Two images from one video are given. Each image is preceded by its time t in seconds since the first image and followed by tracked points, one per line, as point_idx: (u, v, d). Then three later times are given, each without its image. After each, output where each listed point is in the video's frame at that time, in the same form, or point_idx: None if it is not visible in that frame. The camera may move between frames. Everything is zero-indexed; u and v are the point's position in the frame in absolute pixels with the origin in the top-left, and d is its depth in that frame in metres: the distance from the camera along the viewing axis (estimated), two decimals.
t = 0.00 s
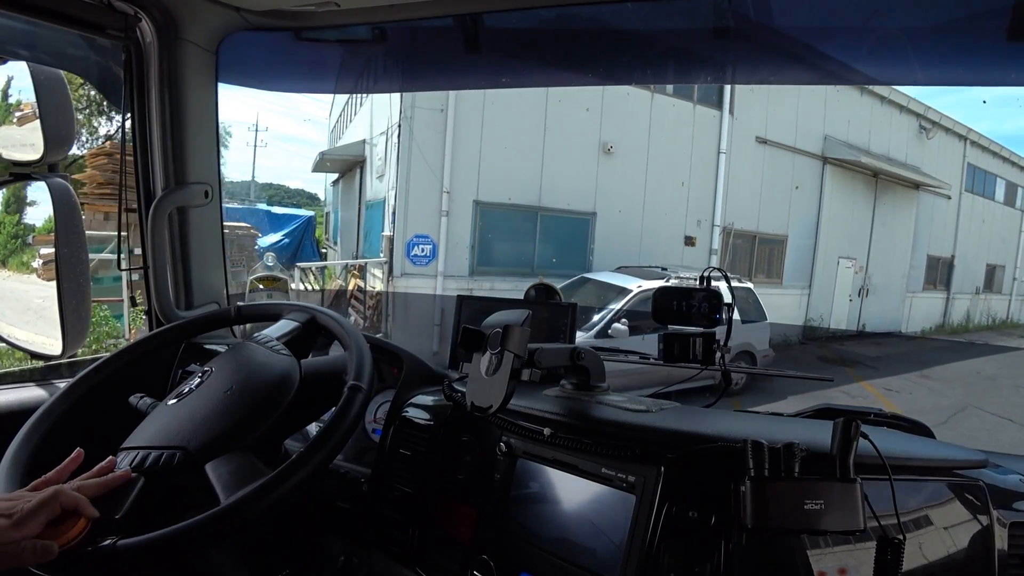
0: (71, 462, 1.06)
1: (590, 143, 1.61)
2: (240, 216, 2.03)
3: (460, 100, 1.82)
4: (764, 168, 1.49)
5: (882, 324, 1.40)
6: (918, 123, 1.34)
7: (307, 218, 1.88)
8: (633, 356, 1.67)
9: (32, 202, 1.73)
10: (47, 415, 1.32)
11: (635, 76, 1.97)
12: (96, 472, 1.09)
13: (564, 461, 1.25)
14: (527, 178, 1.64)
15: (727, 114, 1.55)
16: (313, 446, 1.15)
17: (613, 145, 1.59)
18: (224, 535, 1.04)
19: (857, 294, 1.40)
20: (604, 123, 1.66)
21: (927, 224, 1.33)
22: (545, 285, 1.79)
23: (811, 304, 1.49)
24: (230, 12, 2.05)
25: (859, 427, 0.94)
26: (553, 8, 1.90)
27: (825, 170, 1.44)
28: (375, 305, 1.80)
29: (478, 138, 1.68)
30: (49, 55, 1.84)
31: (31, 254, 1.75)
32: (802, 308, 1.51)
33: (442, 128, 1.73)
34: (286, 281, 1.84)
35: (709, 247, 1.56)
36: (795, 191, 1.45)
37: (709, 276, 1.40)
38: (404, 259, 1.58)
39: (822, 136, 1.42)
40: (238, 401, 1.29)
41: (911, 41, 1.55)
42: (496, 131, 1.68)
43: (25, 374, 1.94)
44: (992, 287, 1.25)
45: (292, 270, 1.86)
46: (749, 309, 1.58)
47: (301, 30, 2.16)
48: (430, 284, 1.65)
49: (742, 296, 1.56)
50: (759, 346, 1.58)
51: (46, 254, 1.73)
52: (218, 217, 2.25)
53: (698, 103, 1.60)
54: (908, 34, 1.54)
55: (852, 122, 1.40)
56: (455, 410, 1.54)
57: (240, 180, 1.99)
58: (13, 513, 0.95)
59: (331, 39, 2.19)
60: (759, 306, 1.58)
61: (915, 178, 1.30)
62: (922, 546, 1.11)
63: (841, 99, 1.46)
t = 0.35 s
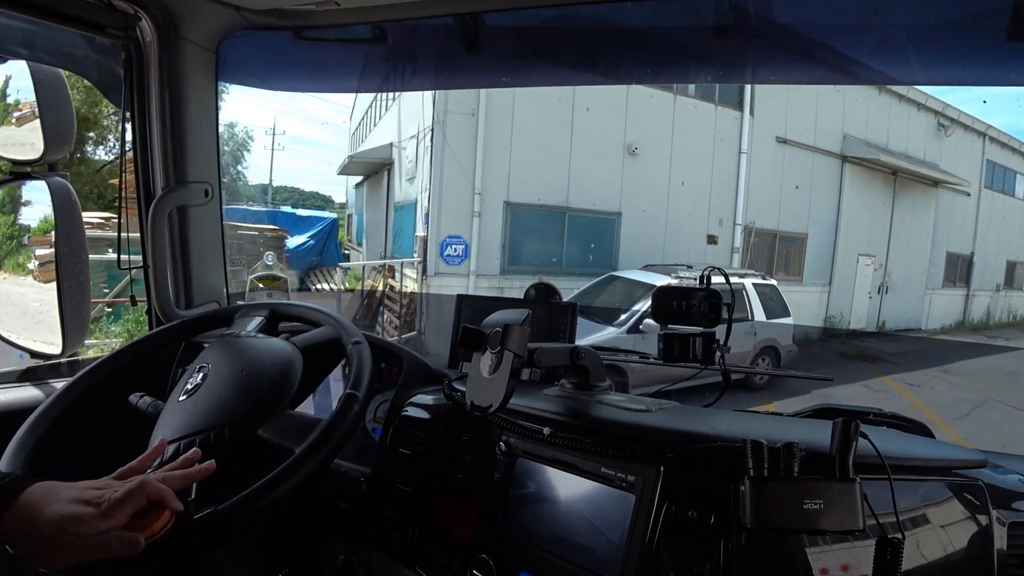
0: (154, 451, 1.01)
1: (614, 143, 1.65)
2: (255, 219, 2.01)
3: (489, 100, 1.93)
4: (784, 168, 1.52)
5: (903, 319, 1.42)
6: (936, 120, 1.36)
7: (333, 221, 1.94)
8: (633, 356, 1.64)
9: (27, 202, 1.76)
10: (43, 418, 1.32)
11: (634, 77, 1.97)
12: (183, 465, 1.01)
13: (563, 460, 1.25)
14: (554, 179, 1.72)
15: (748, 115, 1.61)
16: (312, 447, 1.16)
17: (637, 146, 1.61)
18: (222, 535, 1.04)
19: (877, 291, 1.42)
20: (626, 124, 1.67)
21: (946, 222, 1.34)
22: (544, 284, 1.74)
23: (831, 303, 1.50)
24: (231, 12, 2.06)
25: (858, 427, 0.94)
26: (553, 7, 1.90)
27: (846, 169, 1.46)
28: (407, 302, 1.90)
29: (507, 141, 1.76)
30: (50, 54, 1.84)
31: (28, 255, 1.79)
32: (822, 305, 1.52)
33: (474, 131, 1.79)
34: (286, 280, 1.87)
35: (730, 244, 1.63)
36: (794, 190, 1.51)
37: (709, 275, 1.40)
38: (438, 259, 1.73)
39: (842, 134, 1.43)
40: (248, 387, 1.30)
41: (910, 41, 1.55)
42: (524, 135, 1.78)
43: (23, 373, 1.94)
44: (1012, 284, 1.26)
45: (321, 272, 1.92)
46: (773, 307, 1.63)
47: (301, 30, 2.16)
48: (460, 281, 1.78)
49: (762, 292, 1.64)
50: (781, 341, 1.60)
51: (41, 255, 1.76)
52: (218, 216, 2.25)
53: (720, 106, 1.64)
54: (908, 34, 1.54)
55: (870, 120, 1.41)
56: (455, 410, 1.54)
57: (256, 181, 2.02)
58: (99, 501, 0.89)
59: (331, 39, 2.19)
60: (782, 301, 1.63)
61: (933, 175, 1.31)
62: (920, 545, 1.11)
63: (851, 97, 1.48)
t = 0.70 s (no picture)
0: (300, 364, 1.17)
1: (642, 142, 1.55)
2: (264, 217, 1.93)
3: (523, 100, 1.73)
4: (809, 170, 1.47)
5: (924, 321, 1.41)
6: (958, 122, 1.34)
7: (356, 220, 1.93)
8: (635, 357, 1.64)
9: (23, 203, 1.76)
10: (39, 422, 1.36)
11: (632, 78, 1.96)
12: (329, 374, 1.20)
13: (564, 461, 1.25)
14: (585, 178, 1.60)
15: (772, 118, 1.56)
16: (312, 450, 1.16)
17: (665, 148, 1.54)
18: (221, 538, 1.03)
19: (899, 292, 1.39)
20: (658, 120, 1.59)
21: (968, 223, 1.34)
22: (543, 286, 1.60)
23: (852, 303, 1.48)
24: (231, 14, 2.06)
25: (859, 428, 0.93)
26: (555, 8, 1.90)
27: (867, 170, 1.47)
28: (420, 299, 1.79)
29: (537, 137, 1.62)
30: (50, 56, 1.85)
31: (24, 257, 1.78)
32: (844, 306, 1.49)
33: (508, 132, 1.64)
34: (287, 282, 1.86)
35: (754, 245, 1.56)
36: (794, 191, 1.49)
37: (710, 276, 1.39)
38: (471, 259, 1.54)
39: (864, 137, 1.43)
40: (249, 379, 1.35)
41: (910, 41, 1.55)
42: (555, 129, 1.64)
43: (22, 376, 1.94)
44: None
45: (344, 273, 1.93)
46: (798, 308, 1.56)
47: (302, 32, 2.16)
48: (495, 282, 1.60)
49: (786, 289, 1.57)
50: (807, 339, 1.53)
51: (39, 256, 1.76)
52: (218, 219, 2.24)
53: (743, 107, 1.58)
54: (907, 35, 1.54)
55: (892, 121, 1.42)
56: (456, 411, 1.54)
57: (278, 181, 1.94)
58: (289, 396, 1.06)
59: (332, 41, 2.19)
60: (808, 301, 1.55)
61: (954, 176, 1.32)
62: (922, 546, 1.11)
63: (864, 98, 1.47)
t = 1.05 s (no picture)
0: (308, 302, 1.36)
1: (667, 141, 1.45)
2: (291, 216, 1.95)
3: (558, 100, 1.71)
4: (833, 179, 1.42)
5: (944, 324, 1.35)
6: (980, 125, 1.29)
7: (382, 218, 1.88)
8: (637, 356, 1.61)
9: (21, 200, 1.79)
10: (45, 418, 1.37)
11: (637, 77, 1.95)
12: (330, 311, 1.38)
13: (566, 461, 1.25)
14: (616, 177, 1.53)
15: (795, 122, 1.50)
16: (313, 449, 1.14)
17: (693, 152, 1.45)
18: (223, 535, 1.04)
19: (919, 294, 1.35)
20: (683, 123, 1.50)
21: (990, 228, 1.29)
22: (545, 287, 1.58)
23: (873, 305, 1.41)
24: (233, 13, 2.05)
25: (861, 428, 0.93)
26: (558, 8, 1.89)
27: (888, 174, 1.39)
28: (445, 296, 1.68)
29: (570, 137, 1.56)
30: (52, 56, 1.86)
31: (22, 254, 1.79)
32: (864, 308, 1.43)
33: (543, 134, 1.58)
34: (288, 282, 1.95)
35: (777, 247, 1.46)
36: (796, 191, 1.44)
37: (710, 276, 1.39)
38: (505, 259, 1.51)
39: (886, 141, 1.37)
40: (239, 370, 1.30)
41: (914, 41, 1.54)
42: (587, 131, 1.59)
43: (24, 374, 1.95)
44: None
45: (368, 270, 1.86)
46: (821, 306, 1.50)
47: (304, 31, 2.15)
48: (527, 282, 1.56)
49: (810, 290, 1.50)
50: (831, 339, 1.46)
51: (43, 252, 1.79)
52: (220, 218, 2.25)
53: (767, 112, 1.55)
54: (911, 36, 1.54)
55: (915, 125, 1.38)
56: (458, 410, 1.54)
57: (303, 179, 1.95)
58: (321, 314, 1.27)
59: (334, 40, 2.18)
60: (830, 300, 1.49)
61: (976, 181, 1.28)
62: (923, 547, 1.11)
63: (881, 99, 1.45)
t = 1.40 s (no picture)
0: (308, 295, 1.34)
1: (689, 149, 1.47)
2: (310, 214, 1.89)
3: (586, 103, 1.78)
4: (850, 181, 1.41)
5: (962, 328, 1.33)
6: (1000, 132, 1.29)
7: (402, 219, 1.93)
8: (639, 357, 1.57)
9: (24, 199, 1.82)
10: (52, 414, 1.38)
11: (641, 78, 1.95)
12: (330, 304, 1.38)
13: (569, 462, 1.25)
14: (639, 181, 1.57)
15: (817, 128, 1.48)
16: (318, 448, 1.15)
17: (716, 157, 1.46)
18: (228, 535, 1.04)
19: (936, 299, 1.33)
20: (705, 125, 1.50)
21: (1009, 229, 1.25)
22: (550, 286, 1.60)
23: (891, 309, 1.40)
24: (238, 14, 2.06)
25: (866, 430, 0.93)
26: (561, 9, 1.90)
27: (907, 179, 1.37)
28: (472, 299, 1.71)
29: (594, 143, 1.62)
30: (58, 57, 1.87)
31: (24, 253, 1.81)
32: (883, 312, 1.41)
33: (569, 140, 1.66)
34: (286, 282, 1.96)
35: (795, 250, 1.48)
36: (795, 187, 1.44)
37: (715, 277, 1.41)
38: (532, 258, 1.60)
39: (905, 145, 1.34)
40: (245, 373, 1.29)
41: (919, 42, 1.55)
42: (612, 136, 1.64)
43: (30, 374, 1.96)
44: None
45: (394, 269, 1.99)
46: (842, 309, 1.47)
47: (309, 32, 2.16)
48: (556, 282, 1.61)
49: (829, 292, 1.48)
50: (850, 341, 1.47)
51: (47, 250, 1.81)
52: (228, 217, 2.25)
53: (788, 119, 1.54)
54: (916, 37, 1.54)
55: (934, 130, 1.34)
56: (461, 411, 1.54)
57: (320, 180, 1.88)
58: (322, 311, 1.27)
59: (338, 40, 2.19)
60: (852, 305, 1.45)
61: (996, 186, 1.26)
62: (929, 551, 1.10)
63: (901, 102, 1.42)
